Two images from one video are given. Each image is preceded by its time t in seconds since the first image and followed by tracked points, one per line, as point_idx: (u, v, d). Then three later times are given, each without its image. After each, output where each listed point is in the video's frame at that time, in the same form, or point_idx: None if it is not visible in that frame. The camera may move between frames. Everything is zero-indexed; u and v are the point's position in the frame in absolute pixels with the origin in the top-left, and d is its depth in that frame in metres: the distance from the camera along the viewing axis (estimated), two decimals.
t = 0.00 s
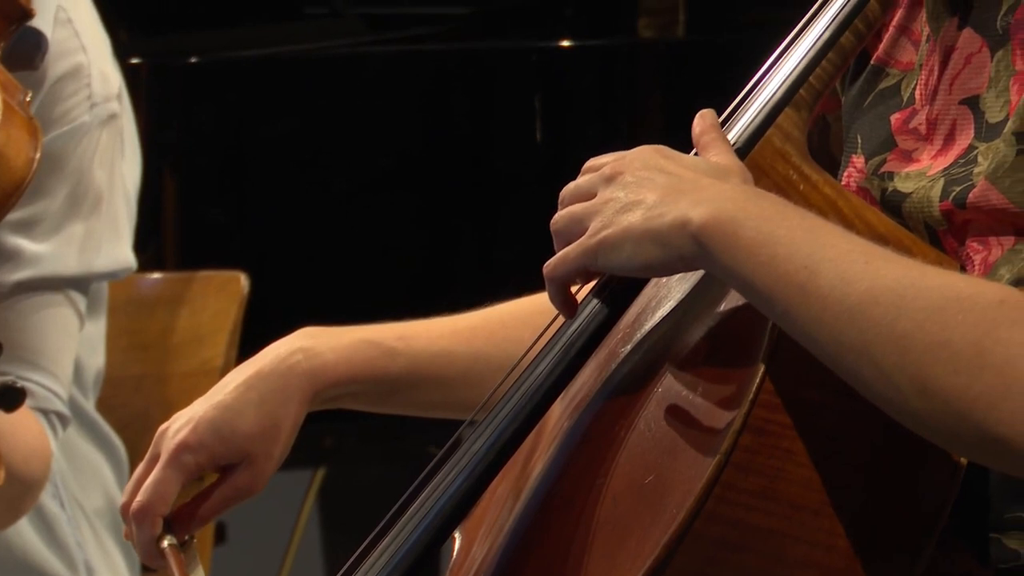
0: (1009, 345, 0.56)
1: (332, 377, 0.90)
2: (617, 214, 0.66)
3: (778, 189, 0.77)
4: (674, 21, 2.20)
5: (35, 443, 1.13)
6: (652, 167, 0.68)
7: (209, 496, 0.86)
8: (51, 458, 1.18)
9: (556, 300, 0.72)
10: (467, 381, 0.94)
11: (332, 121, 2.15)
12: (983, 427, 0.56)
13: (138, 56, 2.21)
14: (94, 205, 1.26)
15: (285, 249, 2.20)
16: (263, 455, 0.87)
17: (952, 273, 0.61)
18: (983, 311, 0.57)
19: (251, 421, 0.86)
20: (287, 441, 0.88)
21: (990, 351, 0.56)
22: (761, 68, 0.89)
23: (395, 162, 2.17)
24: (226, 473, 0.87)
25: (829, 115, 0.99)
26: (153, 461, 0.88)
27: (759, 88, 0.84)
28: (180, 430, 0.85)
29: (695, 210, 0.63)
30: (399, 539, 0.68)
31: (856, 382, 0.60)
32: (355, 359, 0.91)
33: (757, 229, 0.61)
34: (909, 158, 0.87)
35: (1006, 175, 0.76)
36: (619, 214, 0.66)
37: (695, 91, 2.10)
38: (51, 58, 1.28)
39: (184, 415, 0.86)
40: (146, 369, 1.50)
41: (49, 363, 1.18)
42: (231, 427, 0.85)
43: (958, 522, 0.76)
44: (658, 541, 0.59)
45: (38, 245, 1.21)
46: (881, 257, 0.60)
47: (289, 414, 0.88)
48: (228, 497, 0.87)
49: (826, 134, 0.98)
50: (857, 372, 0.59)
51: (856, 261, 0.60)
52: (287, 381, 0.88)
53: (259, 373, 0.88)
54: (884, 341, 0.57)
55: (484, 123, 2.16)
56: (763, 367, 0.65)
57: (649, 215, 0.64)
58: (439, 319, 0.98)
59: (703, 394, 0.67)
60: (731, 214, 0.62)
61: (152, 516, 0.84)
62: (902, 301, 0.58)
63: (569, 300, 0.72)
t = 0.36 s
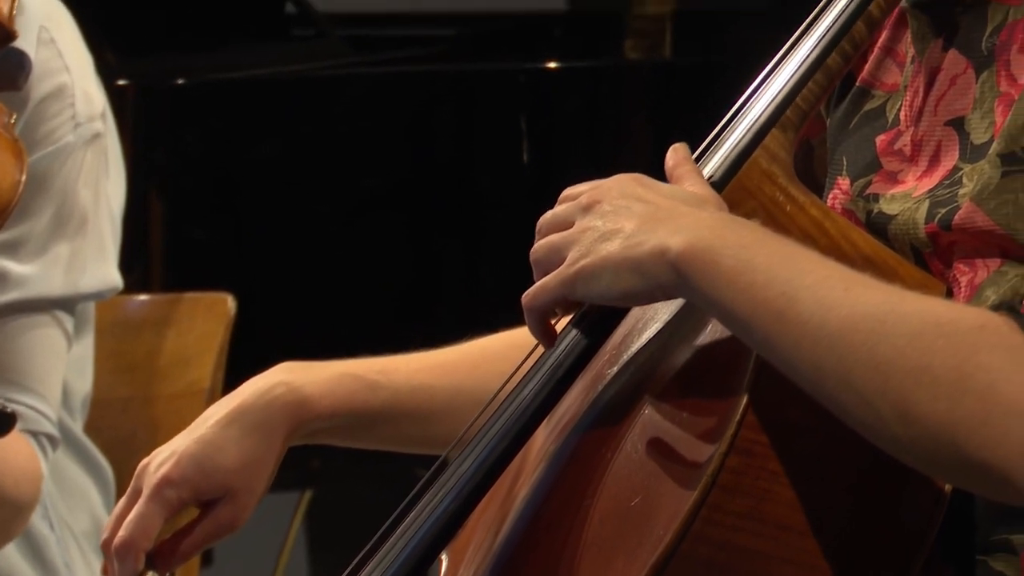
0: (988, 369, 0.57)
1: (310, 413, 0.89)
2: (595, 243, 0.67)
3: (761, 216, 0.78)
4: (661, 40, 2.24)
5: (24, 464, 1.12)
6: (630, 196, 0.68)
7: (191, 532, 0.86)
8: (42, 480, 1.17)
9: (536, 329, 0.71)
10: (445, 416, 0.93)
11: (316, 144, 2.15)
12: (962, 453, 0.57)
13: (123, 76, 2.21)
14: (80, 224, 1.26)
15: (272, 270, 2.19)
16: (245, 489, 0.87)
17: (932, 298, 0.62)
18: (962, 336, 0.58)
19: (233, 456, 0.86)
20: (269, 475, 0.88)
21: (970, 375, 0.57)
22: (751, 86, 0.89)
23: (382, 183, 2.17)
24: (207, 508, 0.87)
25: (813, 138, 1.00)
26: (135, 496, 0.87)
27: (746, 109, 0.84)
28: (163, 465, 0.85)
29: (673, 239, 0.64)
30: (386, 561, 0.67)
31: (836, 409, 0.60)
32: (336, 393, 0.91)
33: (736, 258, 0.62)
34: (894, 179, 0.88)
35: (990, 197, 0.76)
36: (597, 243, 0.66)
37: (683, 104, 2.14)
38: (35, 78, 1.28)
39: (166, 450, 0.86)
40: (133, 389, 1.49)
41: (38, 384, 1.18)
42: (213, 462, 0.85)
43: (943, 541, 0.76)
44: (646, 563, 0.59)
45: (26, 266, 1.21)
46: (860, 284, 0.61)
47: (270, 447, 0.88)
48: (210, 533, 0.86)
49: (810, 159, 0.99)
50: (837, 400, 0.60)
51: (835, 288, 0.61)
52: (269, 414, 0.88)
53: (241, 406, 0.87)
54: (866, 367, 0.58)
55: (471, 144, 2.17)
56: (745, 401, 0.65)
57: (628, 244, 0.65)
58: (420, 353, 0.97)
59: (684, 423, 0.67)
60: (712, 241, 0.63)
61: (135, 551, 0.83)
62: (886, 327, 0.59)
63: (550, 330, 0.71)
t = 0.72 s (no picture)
0: (965, 396, 0.58)
1: (297, 446, 0.88)
2: (562, 274, 0.66)
3: (745, 239, 0.78)
4: (648, 64, 2.23)
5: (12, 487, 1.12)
6: (596, 229, 0.68)
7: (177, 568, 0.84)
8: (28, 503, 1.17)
9: (503, 362, 0.71)
10: (431, 446, 0.93)
11: (302, 165, 2.16)
12: (934, 477, 0.58)
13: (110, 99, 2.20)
14: (64, 245, 1.26)
15: (259, 293, 2.18)
16: (232, 523, 0.85)
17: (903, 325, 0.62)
18: (934, 362, 0.59)
19: (221, 491, 0.84)
20: (256, 509, 0.86)
21: (943, 402, 0.58)
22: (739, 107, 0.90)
23: (370, 206, 2.17)
24: (194, 543, 0.85)
25: (796, 164, 0.99)
26: (120, 531, 0.85)
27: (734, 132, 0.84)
28: (150, 500, 0.83)
29: (641, 272, 0.64)
30: None
31: (807, 438, 0.61)
32: (324, 427, 0.89)
33: (706, 289, 0.62)
34: (878, 203, 0.88)
35: (976, 221, 0.76)
36: (564, 274, 0.66)
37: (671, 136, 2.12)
38: (17, 101, 1.28)
39: (152, 485, 0.84)
40: (121, 415, 1.50)
41: (23, 407, 1.18)
42: (201, 496, 0.83)
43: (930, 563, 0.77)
44: None
45: (9, 289, 1.21)
46: (829, 312, 0.62)
47: (257, 482, 0.86)
48: (197, 567, 0.84)
49: (795, 185, 0.98)
50: (810, 429, 0.60)
51: (804, 316, 0.61)
52: (257, 448, 0.86)
53: (226, 442, 0.86)
54: (837, 397, 0.59)
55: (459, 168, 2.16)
56: (724, 440, 0.66)
57: (597, 276, 0.65)
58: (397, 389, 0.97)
59: (667, 456, 0.67)
60: (680, 274, 0.63)
61: None
62: (860, 351, 0.60)
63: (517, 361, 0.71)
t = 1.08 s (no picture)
0: (924, 426, 0.56)
1: (276, 491, 0.87)
2: (519, 321, 0.66)
3: (726, 271, 0.78)
4: (629, 96, 2.25)
5: None
6: (549, 274, 0.69)
7: None
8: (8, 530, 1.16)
9: (472, 411, 0.70)
10: (403, 490, 0.92)
11: (283, 196, 2.17)
12: (898, 506, 0.56)
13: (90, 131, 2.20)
14: (43, 275, 1.26)
15: (238, 323, 2.18)
16: (214, 568, 0.84)
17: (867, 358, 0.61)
18: (891, 395, 0.58)
19: (202, 536, 0.83)
20: (238, 553, 0.85)
21: (902, 434, 0.56)
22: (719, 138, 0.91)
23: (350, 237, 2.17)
24: None
25: (775, 200, 1.02)
26: None
27: (715, 162, 0.85)
28: (132, 547, 0.82)
29: (599, 315, 0.63)
30: None
31: (770, 475, 0.60)
32: (304, 470, 0.89)
33: (665, 328, 0.61)
34: (855, 235, 0.89)
35: (954, 252, 0.76)
36: (521, 321, 0.66)
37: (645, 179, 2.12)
38: None
39: (133, 532, 0.83)
40: (102, 446, 1.49)
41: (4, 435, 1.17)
42: (182, 542, 0.82)
43: None
44: None
45: None
46: (785, 347, 0.61)
47: (237, 527, 0.85)
48: None
49: (772, 220, 1.01)
50: (772, 466, 0.59)
51: (762, 351, 0.60)
52: (237, 493, 0.85)
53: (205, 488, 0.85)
54: (798, 432, 0.58)
55: (438, 199, 2.16)
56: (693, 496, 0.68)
57: (555, 321, 0.64)
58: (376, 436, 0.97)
59: (640, 502, 0.68)
60: (639, 315, 0.62)
61: None
62: (818, 387, 0.58)
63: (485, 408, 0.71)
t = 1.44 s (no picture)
0: (877, 462, 0.56)
1: (267, 538, 0.88)
2: (464, 393, 0.67)
3: (716, 307, 0.79)
4: (618, 134, 2.23)
5: None
6: (490, 339, 0.69)
7: None
8: None
9: (419, 490, 0.72)
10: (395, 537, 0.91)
11: (275, 233, 2.17)
12: (856, 545, 0.56)
13: (80, 168, 2.18)
14: (32, 308, 1.29)
15: (227, 360, 2.18)
16: None
17: (821, 403, 0.61)
18: (843, 433, 0.58)
19: None
20: None
21: (854, 473, 0.56)
22: (711, 173, 0.92)
23: (339, 274, 2.17)
24: None
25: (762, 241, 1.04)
26: None
27: (707, 198, 0.85)
28: None
29: (542, 376, 0.64)
30: None
31: (729, 524, 0.59)
32: (295, 517, 0.89)
33: (606, 385, 0.62)
34: (844, 275, 0.90)
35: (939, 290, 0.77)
36: (466, 393, 0.67)
37: (633, 218, 2.12)
38: None
39: None
40: (91, 484, 1.48)
41: None
42: None
43: None
44: None
45: None
46: (735, 393, 0.61)
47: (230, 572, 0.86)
48: None
49: (760, 261, 1.04)
50: (728, 514, 0.59)
51: (712, 399, 0.61)
52: (226, 540, 0.86)
53: (197, 534, 0.86)
54: (748, 478, 0.58)
55: (427, 237, 2.16)
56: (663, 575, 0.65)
57: (497, 390, 0.65)
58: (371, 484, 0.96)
59: None
60: (580, 373, 0.63)
61: None
62: (763, 440, 0.58)
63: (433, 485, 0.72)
